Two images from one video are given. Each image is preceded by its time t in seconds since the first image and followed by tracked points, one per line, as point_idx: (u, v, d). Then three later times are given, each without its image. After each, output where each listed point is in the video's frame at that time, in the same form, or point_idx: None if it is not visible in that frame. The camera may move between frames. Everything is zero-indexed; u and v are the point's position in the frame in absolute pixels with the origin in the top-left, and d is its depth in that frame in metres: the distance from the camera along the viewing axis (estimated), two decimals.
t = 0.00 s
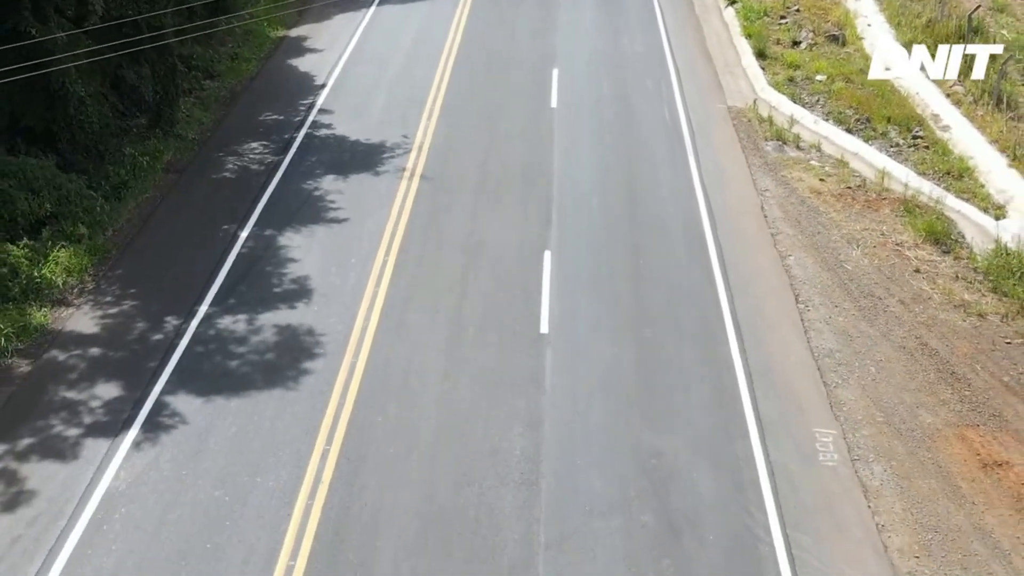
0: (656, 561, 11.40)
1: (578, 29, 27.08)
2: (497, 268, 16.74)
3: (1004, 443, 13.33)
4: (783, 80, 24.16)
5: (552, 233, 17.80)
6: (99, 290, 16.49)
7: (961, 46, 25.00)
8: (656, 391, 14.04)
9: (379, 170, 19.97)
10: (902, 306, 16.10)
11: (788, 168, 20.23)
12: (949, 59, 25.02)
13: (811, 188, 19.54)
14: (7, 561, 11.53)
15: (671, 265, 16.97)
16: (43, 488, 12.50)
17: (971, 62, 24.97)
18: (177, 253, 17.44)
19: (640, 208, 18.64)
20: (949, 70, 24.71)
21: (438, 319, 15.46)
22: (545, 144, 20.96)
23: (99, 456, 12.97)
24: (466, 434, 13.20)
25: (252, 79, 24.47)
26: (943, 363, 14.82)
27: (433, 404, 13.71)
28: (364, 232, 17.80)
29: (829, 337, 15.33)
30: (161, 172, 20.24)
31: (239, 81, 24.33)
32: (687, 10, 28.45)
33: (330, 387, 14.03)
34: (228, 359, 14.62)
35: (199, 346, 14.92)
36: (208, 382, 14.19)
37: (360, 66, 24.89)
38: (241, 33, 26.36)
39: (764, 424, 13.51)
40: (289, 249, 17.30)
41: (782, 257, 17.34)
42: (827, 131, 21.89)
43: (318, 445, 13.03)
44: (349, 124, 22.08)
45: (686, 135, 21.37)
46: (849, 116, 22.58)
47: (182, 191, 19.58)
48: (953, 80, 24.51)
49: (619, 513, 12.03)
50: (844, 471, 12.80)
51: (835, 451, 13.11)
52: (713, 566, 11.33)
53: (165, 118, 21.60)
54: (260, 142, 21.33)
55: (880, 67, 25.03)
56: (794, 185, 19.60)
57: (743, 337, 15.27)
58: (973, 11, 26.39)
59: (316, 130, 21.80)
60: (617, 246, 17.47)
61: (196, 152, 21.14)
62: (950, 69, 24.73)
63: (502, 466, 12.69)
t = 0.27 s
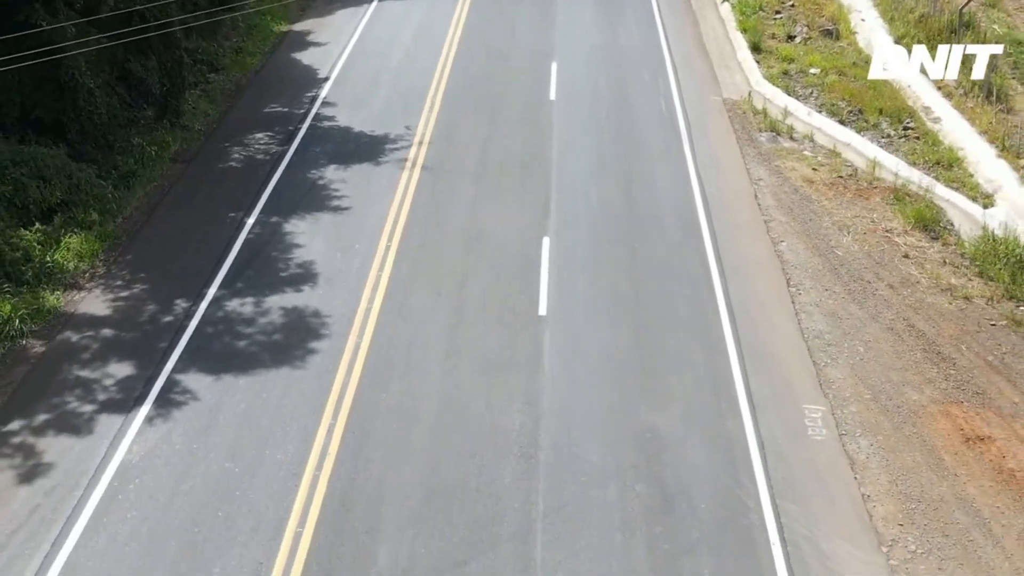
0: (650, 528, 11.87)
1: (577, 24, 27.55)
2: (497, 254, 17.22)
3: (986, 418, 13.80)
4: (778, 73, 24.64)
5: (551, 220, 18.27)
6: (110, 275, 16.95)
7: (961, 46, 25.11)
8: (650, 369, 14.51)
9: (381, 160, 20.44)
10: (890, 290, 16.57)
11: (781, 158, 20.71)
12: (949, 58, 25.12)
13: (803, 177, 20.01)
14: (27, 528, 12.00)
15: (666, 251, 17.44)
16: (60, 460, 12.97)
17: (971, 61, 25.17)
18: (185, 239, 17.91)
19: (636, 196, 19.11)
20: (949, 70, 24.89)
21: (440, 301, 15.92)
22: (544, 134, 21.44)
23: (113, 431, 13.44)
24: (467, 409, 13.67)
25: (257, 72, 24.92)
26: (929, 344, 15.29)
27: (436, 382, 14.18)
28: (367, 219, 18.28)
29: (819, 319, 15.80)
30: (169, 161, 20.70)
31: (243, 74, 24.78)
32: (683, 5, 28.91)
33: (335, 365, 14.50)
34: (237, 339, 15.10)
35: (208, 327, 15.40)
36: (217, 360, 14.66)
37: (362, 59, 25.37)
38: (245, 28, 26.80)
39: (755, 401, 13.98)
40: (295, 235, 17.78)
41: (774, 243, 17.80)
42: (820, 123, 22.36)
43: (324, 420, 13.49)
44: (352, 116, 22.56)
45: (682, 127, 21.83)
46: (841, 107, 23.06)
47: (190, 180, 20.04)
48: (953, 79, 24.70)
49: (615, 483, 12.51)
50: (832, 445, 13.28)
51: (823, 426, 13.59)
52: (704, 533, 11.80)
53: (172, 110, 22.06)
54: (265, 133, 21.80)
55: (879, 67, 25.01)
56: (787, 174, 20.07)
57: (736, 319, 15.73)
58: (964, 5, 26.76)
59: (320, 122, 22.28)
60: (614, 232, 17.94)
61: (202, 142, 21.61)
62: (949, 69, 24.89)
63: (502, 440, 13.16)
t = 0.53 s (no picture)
0: (645, 501, 12.28)
1: (576, 19, 27.94)
2: (497, 241, 17.63)
3: (972, 397, 14.22)
4: (773, 67, 25.03)
5: (550, 209, 18.68)
6: (119, 261, 17.37)
7: (961, 47, 25.34)
8: (646, 352, 14.93)
9: (384, 151, 20.85)
10: (881, 276, 16.98)
11: (775, 150, 21.12)
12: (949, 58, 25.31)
13: (797, 168, 20.43)
14: (43, 501, 12.41)
15: (662, 238, 17.85)
16: (73, 437, 13.38)
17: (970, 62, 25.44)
18: (192, 227, 18.32)
19: (633, 186, 19.52)
20: (949, 70, 25.07)
21: (442, 287, 16.33)
22: (543, 126, 21.84)
23: (124, 409, 13.85)
24: (468, 389, 14.09)
25: (260, 66, 25.31)
26: (917, 327, 15.71)
27: (438, 363, 14.60)
28: (370, 207, 18.69)
29: (811, 304, 16.22)
30: (175, 153, 21.11)
31: (247, 68, 25.17)
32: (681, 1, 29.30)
33: (340, 347, 14.91)
34: (244, 323, 15.52)
35: (216, 311, 15.82)
36: (225, 343, 15.08)
37: (364, 54, 25.77)
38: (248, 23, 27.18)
39: (748, 381, 14.40)
40: (299, 223, 18.19)
41: (768, 231, 18.21)
42: (814, 115, 22.77)
43: (329, 398, 13.90)
44: (355, 109, 22.96)
45: (678, 119, 22.23)
46: (835, 100, 23.46)
47: (196, 170, 20.45)
48: (954, 79, 24.87)
49: (611, 459, 12.92)
50: (822, 423, 13.69)
51: (813, 405, 14.00)
52: (697, 506, 12.22)
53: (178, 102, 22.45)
54: (270, 125, 22.20)
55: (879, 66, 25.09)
56: (781, 165, 20.48)
57: (729, 304, 16.15)
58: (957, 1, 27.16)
59: (323, 114, 22.68)
60: (611, 220, 18.35)
61: (208, 134, 22.01)
62: (950, 68, 25.08)
63: (502, 418, 13.58)
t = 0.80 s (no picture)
0: (640, 471, 12.76)
1: (574, 13, 28.40)
2: (497, 227, 18.10)
3: (956, 375, 14.71)
4: (768, 60, 25.49)
5: (548, 196, 19.15)
6: (129, 247, 17.84)
7: (961, 47, 25.55)
8: (641, 332, 15.41)
9: (386, 141, 21.33)
10: (871, 260, 17.46)
11: (769, 139, 21.60)
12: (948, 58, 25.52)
13: (790, 157, 20.91)
14: (59, 472, 12.86)
15: (658, 224, 18.32)
16: (87, 412, 13.84)
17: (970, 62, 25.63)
18: (199, 214, 18.79)
19: (630, 174, 19.99)
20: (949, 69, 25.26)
21: (443, 270, 16.80)
22: (542, 117, 22.31)
23: (137, 386, 14.32)
24: (469, 367, 14.57)
25: (264, 60, 25.77)
26: (905, 308, 16.19)
27: (440, 342, 15.08)
28: (373, 194, 19.17)
29: (801, 286, 16.69)
30: (182, 142, 21.58)
31: (252, 61, 25.62)
32: None
33: (345, 327, 15.38)
34: (252, 304, 16.00)
35: (224, 293, 16.30)
36: (234, 323, 15.57)
37: (367, 47, 26.25)
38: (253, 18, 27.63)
39: (739, 359, 14.87)
40: (305, 210, 18.67)
41: (761, 217, 18.68)
42: (808, 107, 23.23)
43: (334, 375, 14.37)
44: (357, 100, 23.43)
45: (675, 110, 22.70)
46: (828, 92, 23.92)
47: (202, 159, 20.92)
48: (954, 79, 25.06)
49: (607, 432, 13.39)
50: (811, 399, 14.17)
51: (803, 382, 14.48)
52: (690, 476, 12.69)
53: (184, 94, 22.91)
54: (274, 117, 22.67)
55: (879, 69, 25.16)
56: (775, 154, 20.95)
57: (723, 287, 16.62)
58: None
59: (326, 106, 23.16)
60: (608, 207, 18.82)
61: (213, 125, 22.47)
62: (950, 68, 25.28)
63: (502, 393, 14.05)
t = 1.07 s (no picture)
0: (636, 447, 13.20)
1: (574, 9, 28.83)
2: (498, 215, 18.55)
3: (944, 356, 15.16)
4: (764, 55, 25.92)
5: (548, 186, 19.59)
6: (139, 234, 18.29)
7: (961, 47, 25.82)
8: (639, 316, 15.86)
9: (390, 132, 21.77)
10: (862, 247, 17.89)
11: (764, 131, 22.03)
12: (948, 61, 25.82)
13: (785, 149, 21.34)
14: (75, 448, 13.29)
15: (655, 213, 18.76)
16: (101, 391, 14.29)
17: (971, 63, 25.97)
18: (207, 203, 19.24)
19: (628, 165, 20.42)
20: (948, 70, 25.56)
21: (445, 256, 17.25)
22: (541, 110, 22.74)
23: (149, 366, 14.76)
24: (471, 348, 15.01)
25: (269, 54, 26.19)
26: (895, 293, 16.63)
27: (442, 325, 15.52)
28: (377, 184, 19.61)
29: (794, 272, 17.13)
30: (189, 134, 22.01)
31: (256, 55, 26.04)
32: None
33: (350, 310, 15.83)
34: (260, 289, 16.45)
35: (233, 279, 16.76)
36: (242, 307, 16.01)
37: (369, 42, 26.69)
38: (257, 14, 28.06)
39: (734, 342, 15.32)
40: (310, 199, 19.11)
41: (756, 206, 19.11)
42: (803, 100, 23.65)
43: (340, 356, 14.82)
44: (361, 93, 23.87)
45: (672, 102, 23.14)
46: (823, 85, 24.35)
47: (208, 150, 21.36)
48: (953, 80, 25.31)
49: (605, 410, 13.85)
50: (803, 379, 14.60)
51: (795, 363, 14.92)
52: (685, 451, 13.15)
53: (190, 87, 23.36)
54: (279, 109, 23.11)
55: (880, 68, 25.27)
56: (770, 146, 21.38)
57: (718, 272, 17.06)
58: None
59: (330, 99, 23.60)
60: (606, 196, 19.26)
61: (219, 117, 22.91)
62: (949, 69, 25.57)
63: (503, 373, 14.51)
